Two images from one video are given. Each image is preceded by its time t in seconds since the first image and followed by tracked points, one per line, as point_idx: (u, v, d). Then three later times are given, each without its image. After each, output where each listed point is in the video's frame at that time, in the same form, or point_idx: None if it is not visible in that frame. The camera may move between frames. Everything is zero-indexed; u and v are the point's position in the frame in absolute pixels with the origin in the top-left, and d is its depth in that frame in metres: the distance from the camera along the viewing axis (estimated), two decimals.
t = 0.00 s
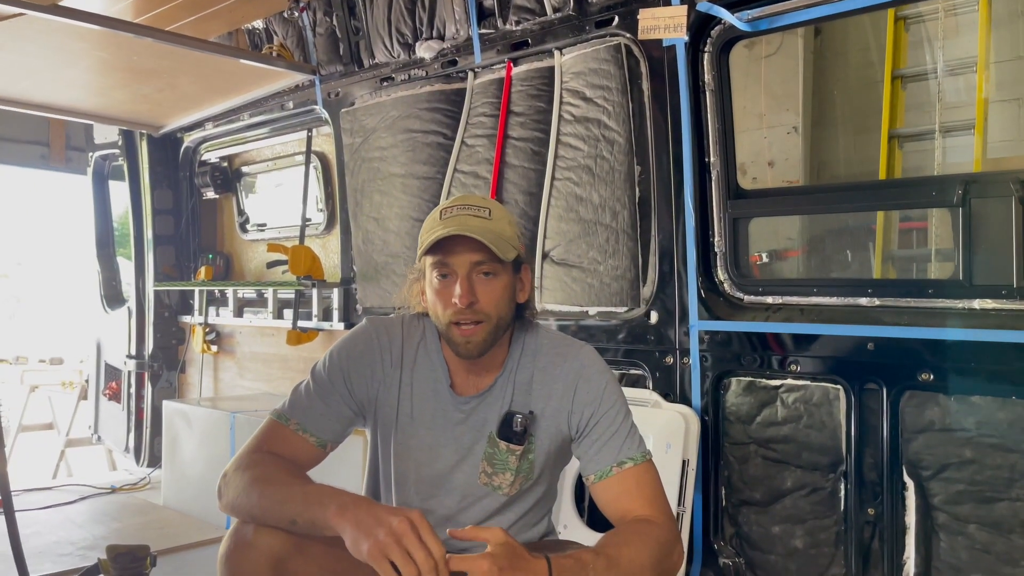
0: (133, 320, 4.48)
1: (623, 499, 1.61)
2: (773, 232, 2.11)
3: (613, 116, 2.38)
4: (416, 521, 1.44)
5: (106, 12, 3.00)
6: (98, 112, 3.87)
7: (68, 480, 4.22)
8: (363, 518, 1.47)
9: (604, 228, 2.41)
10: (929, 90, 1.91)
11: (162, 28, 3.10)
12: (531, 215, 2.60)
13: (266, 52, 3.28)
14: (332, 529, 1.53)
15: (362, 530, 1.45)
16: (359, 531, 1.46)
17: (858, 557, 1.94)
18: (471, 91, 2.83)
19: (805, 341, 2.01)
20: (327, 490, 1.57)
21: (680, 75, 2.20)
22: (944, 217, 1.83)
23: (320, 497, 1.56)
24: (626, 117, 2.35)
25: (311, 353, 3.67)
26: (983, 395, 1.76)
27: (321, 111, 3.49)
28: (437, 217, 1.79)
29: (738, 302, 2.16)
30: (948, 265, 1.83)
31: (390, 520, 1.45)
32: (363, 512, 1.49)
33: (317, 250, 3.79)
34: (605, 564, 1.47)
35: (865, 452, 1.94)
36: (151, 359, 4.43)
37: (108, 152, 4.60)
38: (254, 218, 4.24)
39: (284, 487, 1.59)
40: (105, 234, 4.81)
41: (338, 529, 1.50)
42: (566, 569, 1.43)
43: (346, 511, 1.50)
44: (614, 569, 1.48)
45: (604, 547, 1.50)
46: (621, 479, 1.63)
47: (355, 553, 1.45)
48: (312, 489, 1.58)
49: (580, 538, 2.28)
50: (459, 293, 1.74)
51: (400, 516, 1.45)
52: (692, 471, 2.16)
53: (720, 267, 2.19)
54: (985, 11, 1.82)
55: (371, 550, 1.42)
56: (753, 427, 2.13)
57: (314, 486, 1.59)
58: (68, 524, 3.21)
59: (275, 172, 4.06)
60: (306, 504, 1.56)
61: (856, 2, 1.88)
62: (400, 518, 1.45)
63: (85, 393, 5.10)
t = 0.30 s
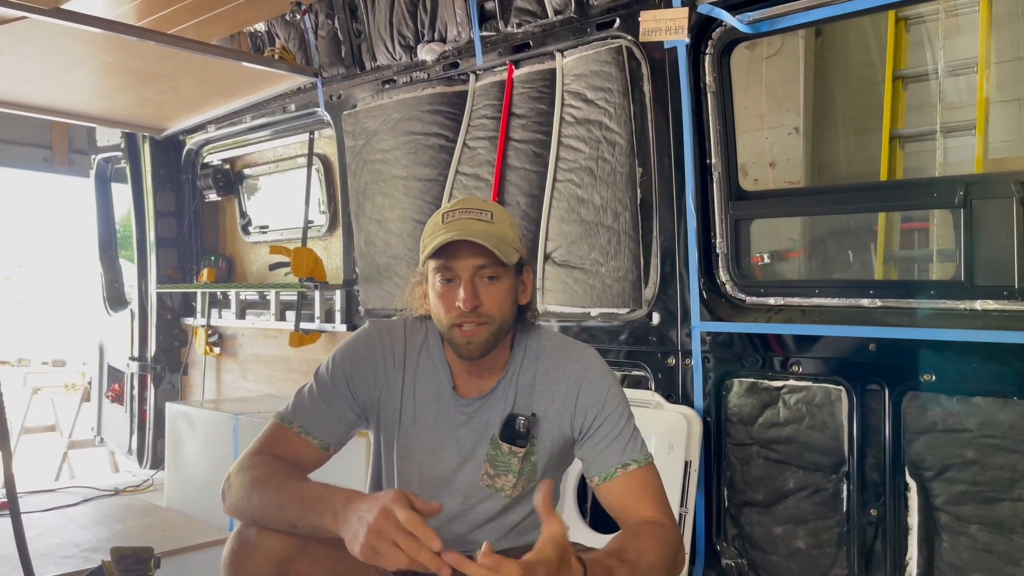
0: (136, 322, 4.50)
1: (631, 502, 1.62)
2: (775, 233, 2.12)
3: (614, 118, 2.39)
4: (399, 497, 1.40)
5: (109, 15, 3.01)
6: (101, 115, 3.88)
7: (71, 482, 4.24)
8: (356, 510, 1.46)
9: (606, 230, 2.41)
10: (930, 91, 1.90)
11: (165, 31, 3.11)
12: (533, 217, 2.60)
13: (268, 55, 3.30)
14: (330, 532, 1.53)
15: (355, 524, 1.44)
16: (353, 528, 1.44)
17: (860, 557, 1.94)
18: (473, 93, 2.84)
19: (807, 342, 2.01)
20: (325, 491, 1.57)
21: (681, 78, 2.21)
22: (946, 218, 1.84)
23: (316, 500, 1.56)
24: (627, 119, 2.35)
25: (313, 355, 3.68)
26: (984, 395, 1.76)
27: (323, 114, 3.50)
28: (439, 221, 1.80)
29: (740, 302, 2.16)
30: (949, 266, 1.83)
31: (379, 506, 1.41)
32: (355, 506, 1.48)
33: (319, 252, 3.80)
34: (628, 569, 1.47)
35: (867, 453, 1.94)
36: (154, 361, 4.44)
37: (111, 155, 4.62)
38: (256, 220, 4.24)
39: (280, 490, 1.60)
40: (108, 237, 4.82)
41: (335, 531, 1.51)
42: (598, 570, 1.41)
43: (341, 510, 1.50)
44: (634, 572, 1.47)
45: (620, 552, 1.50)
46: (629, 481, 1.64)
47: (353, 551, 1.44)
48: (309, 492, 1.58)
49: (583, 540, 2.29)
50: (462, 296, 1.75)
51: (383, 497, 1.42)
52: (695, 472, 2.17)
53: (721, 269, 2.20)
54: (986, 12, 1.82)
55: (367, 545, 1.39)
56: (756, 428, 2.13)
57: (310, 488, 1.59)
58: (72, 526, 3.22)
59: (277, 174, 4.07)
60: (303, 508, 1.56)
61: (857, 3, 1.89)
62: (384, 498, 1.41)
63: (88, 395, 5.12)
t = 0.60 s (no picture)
0: (136, 324, 4.50)
1: (632, 503, 1.62)
2: (775, 234, 2.12)
3: (613, 119, 2.39)
4: (384, 499, 1.45)
5: (108, 17, 3.01)
6: (101, 117, 3.88)
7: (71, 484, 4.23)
8: (346, 516, 1.48)
9: (605, 231, 2.41)
10: (929, 92, 1.90)
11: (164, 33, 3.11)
12: (532, 218, 2.61)
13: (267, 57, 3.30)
14: (325, 535, 1.54)
15: (351, 531, 1.46)
16: (350, 538, 1.46)
17: (861, 558, 1.94)
18: (472, 94, 2.84)
19: (808, 343, 2.01)
20: (313, 492, 1.57)
21: (680, 79, 2.21)
22: (946, 218, 1.84)
23: (308, 502, 1.55)
24: (626, 120, 2.36)
25: (313, 356, 3.68)
26: (984, 397, 1.76)
27: (322, 116, 3.50)
28: (442, 222, 1.80)
29: (739, 303, 2.16)
30: (949, 266, 1.83)
31: (370, 514, 1.44)
32: (345, 509, 1.49)
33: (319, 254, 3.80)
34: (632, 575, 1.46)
35: (867, 454, 1.94)
36: (153, 363, 4.44)
37: (110, 157, 4.62)
38: (256, 222, 4.24)
39: (275, 492, 1.59)
40: (108, 239, 4.82)
41: (330, 534, 1.51)
42: None
43: (333, 512, 1.50)
44: None
45: (625, 556, 1.49)
46: (631, 482, 1.64)
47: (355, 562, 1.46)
48: (300, 494, 1.57)
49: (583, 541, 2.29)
50: (466, 297, 1.74)
51: (369, 500, 1.46)
52: (695, 474, 2.17)
53: (721, 270, 2.20)
54: (985, 13, 1.81)
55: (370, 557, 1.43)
56: (756, 429, 2.13)
57: (302, 490, 1.58)
58: (72, 528, 3.22)
59: (277, 176, 4.07)
60: (296, 511, 1.56)
61: (857, 4, 1.89)
62: (370, 502, 1.45)
63: (88, 398, 5.12)
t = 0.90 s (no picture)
0: (134, 325, 4.49)
1: (629, 504, 1.61)
2: (773, 235, 2.11)
3: (611, 120, 2.38)
4: (377, 510, 1.45)
5: (105, 18, 3.01)
6: (98, 118, 3.87)
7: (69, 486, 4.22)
8: (338, 525, 1.48)
9: (604, 232, 2.40)
10: (928, 92, 1.90)
11: (162, 34, 3.11)
12: (530, 219, 2.61)
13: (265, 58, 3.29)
14: (317, 541, 1.53)
15: (343, 541, 1.46)
16: (342, 548, 1.46)
17: (859, 559, 1.94)
18: (470, 95, 2.84)
19: (805, 344, 2.01)
20: (304, 498, 1.56)
21: (677, 79, 2.21)
22: (945, 219, 1.83)
23: (300, 507, 1.55)
24: (624, 121, 2.35)
25: (311, 357, 3.67)
26: (982, 397, 1.76)
27: (320, 117, 3.50)
28: (437, 224, 1.79)
29: (737, 304, 2.16)
30: (947, 267, 1.83)
31: (362, 525, 1.44)
32: (337, 518, 1.49)
33: (317, 256, 3.79)
34: None
35: (865, 455, 1.94)
36: (151, 365, 4.43)
37: (108, 158, 4.61)
38: (254, 223, 4.24)
39: (267, 497, 1.58)
40: (105, 240, 4.81)
41: (321, 541, 1.51)
42: None
43: (325, 519, 1.50)
44: None
45: (622, 558, 1.48)
46: (628, 483, 1.63)
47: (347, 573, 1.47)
48: (292, 499, 1.56)
49: (580, 543, 2.28)
50: (462, 299, 1.74)
51: (362, 510, 1.46)
52: (692, 475, 2.16)
53: (719, 271, 2.20)
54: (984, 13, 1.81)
55: (362, 570, 1.43)
56: (754, 431, 2.13)
57: (294, 494, 1.57)
58: (69, 530, 3.21)
59: (275, 177, 4.06)
60: (288, 516, 1.55)
61: (857, 3, 1.89)
62: (363, 512, 1.45)
63: (86, 399, 5.11)
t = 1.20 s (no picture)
0: (132, 327, 4.49)
1: (625, 503, 1.62)
2: (769, 235, 2.11)
3: (607, 121, 2.39)
4: (378, 511, 1.45)
5: (102, 19, 3.00)
6: (95, 119, 3.87)
7: (66, 487, 4.21)
8: (338, 528, 1.47)
9: (600, 233, 2.41)
10: (924, 93, 1.90)
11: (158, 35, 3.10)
12: (527, 220, 2.61)
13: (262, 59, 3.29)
14: (315, 543, 1.53)
15: (343, 544, 1.45)
16: (341, 551, 1.46)
17: (855, 559, 1.94)
18: (467, 96, 2.84)
19: (802, 344, 2.01)
20: (302, 500, 1.55)
21: (674, 80, 2.21)
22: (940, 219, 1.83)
23: (297, 510, 1.54)
24: (620, 121, 2.35)
25: (308, 358, 3.67)
26: (978, 397, 1.76)
27: (317, 118, 3.50)
28: (432, 225, 1.79)
29: (734, 305, 2.16)
30: (943, 267, 1.83)
31: (362, 528, 1.43)
32: (336, 521, 1.48)
33: (315, 256, 3.79)
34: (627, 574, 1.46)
35: (861, 455, 1.94)
36: (149, 366, 4.43)
37: (106, 159, 4.61)
38: (251, 224, 4.23)
39: (264, 500, 1.58)
40: (103, 241, 4.81)
41: (319, 543, 1.51)
42: None
43: (323, 523, 1.49)
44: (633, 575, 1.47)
45: (620, 555, 1.48)
46: (624, 480, 1.63)
47: None
48: (289, 502, 1.56)
49: (577, 543, 2.29)
50: (459, 300, 1.74)
51: (361, 513, 1.45)
52: (689, 475, 2.16)
53: (715, 271, 2.20)
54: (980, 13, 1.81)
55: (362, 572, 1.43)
56: (750, 431, 2.13)
57: (291, 498, 1.57)
58: (66, 531, 3.21)
59: (272, 178, 4.06)
60: (285, 519, 1.55)
61: (853, 4, 1.89)
62: (363, 515, 1.45)
63: (83, 401, 5.10)
